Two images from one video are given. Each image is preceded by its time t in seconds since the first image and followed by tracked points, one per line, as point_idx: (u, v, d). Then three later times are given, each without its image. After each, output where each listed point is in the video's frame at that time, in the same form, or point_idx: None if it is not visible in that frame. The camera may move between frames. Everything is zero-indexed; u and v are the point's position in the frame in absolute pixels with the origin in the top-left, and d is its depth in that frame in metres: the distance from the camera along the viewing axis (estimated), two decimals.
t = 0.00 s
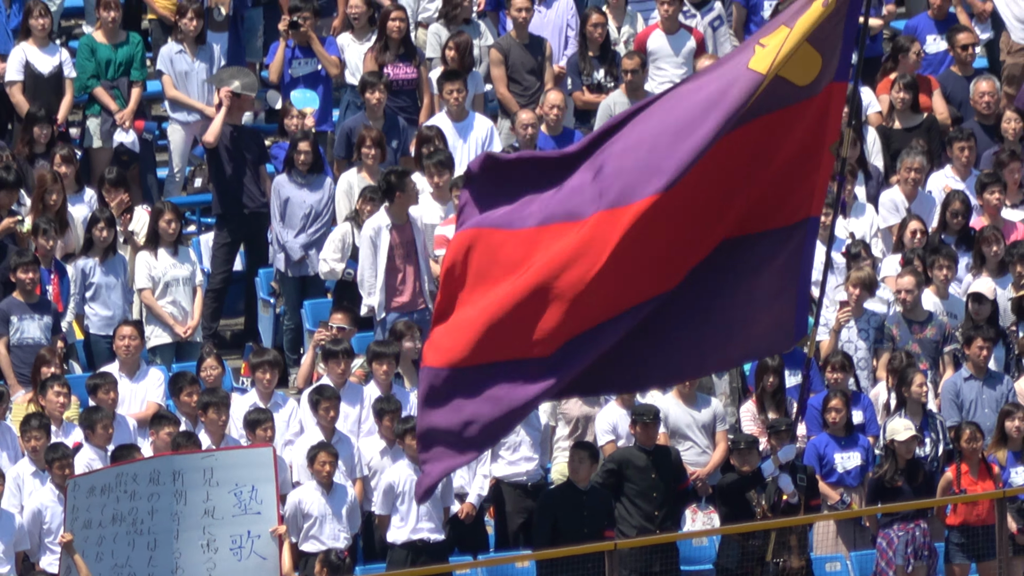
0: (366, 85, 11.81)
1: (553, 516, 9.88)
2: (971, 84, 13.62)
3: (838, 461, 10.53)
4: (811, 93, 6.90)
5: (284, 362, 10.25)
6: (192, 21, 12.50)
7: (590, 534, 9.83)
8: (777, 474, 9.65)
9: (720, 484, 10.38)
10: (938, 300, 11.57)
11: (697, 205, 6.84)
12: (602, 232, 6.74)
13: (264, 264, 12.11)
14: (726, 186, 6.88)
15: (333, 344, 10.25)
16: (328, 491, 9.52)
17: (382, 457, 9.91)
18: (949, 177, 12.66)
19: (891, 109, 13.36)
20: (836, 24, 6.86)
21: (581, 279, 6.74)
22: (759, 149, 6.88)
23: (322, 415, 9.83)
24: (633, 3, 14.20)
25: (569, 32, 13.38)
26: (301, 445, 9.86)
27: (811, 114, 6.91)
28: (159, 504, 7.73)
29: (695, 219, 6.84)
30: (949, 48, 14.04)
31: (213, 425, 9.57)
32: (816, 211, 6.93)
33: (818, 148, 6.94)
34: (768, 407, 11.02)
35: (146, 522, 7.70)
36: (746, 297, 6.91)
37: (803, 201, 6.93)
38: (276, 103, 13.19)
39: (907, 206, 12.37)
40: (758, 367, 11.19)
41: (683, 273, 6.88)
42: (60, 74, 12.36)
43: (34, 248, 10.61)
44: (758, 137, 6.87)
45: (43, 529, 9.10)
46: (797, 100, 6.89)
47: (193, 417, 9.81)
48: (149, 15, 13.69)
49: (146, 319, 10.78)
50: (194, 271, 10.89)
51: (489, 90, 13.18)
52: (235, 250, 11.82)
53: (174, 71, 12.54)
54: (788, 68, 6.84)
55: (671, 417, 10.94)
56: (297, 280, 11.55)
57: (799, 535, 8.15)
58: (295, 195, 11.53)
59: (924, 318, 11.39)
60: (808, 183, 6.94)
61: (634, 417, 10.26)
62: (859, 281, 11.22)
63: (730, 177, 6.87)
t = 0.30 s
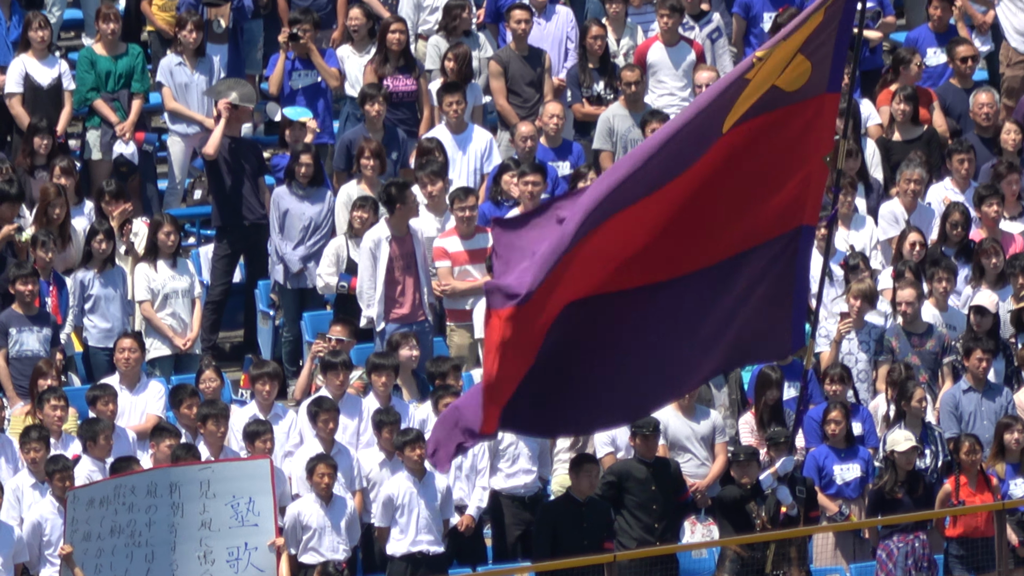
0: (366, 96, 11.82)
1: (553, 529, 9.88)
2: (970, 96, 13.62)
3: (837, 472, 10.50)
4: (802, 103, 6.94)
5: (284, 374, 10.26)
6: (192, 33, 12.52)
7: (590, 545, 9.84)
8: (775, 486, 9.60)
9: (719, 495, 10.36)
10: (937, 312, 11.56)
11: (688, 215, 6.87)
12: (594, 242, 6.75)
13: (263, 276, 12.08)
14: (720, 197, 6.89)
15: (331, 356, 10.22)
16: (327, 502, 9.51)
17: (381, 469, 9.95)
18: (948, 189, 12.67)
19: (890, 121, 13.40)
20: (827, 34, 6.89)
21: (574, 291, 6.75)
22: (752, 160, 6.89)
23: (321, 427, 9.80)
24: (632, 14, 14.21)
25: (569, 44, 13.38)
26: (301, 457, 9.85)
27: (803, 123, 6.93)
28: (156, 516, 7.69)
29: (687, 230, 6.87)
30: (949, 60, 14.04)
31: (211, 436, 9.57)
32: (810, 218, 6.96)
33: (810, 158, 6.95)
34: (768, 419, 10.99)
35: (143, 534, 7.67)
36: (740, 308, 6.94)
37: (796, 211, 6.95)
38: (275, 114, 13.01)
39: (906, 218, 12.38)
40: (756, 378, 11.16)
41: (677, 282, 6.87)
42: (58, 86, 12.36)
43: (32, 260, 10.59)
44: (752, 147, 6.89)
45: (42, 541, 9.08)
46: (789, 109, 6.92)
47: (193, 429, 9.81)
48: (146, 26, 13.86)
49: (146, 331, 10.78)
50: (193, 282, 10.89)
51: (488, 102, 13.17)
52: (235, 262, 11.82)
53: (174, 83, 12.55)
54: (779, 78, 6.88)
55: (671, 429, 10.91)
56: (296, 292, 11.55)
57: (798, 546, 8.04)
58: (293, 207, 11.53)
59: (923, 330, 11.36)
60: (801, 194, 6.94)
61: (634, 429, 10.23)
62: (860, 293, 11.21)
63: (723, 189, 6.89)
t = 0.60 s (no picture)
0: (376, 111, 11.84)
1: (565, 545, 9.83)
2: (981, 110, 13.59)
3: (847, 487, 10.43)
4: (800, 111, 6.47)
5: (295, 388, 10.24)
6: (202, 47, 12.53)
7: (601, 560, 9.83)
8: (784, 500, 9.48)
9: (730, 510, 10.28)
10: (948, 326, 11.51)
11: (672, 225, 6.48)
12: (565, 251, 6.44)
13: (274, 290, 12.07)
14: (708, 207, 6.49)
15: (342, 371, 10.22)
16: (337, 517, 9.49)
17: (392, 484, 9.93)
18: (958, 204, 12.66)
19: (901, 135, 13.39)
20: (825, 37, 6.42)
21: (537, 307, 6.40)
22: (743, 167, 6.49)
23: (331, 441, 9.78)
24: (643, 29, 14.21)
25: (580, 59, 13.36)
26: (311, 472, 9.83)
27: (801, 133, 6.48)
28: (169, 531, 7.70)
29: (663, 241, 6.48)
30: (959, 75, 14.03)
31: (222, 451, 9.55)
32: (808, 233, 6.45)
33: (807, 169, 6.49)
34: (778, 435, 10.93)
35: (157, 549, 7.69)
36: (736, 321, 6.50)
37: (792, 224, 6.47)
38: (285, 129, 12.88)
39: (916, 233, 12.37)
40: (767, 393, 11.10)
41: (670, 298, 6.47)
42: (69, 100, 12.39)
43: (43, 275, 10.65)
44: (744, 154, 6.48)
45: (53, 556, 9.06)
46: (785, 118, 6.47)
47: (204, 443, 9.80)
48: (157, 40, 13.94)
49: (157, 344, 10.76)
50: (204, 297, 10.90)
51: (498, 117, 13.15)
52: (245, 276, 11.82)
53: (184, 97, 12.60)
54: (771, 85, 6.46)
55: (681, 444, 10.82)
56: (307, 307, 11.55)
57: (809, 562, 7.88)
58: (304, 221, 11.54)
59: (936, 342, 11.32)
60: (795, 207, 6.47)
61: (645, 443, 10.20)
62: (871, 307, 11.21)
63: (711, 198, 6.50)
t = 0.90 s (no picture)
0: (391, 122, 11.84)
1: (580, 556, 9.80)
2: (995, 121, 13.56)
3: (862, 498, 10.36)
4: (809, 116, 5.91)
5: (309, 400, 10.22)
6: (215, 59, 12.56)
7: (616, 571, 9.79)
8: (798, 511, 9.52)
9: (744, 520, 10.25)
10: (961, 336, 11.46)
11: (668, 238, 5.95)
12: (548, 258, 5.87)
13: (287, 302, 12.09)
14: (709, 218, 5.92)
15: (358, 383, 10.18)
16: (353, 528, 9.47)
17: (406, 495, 9.92)
18: (972, 215, 12.64)
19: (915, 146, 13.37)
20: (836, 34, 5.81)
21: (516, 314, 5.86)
22: (746, 173, 5.91)
23: (346, 453, 9.76)
24: (656, 40, 14.22)
25: (594, 71, 13.36)
26: (325, 484, 9.79)
27: (811, 139, 5.91)
28: (185, 543, 7.65)
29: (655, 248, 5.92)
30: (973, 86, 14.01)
31: (236, 462, 9.53)
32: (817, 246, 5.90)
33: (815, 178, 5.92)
34: (793, 446, 10.88)
35: (173, 561, 7.63)
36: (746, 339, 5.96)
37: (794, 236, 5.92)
38: (298, 141, 12.86)
39: (930, 244, 12.37)
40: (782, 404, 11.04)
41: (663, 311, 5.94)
42: (83, 112, 12.43)
43: (57, 287, 10.66)
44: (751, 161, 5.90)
45: (67, 568, 9.05)
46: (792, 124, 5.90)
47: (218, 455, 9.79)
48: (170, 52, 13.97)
49: (170, 356, 10.76)
50: (218, 309, 10.92)
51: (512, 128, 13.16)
52: (260, 287, 11.83)
53: (198, 108, 12.61)
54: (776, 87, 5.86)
55: (695, 455, 10.77)
56: (320, 318, 11.52)
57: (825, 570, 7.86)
58: (318, 233, 11.55)
59: (951, 353, 11.28)
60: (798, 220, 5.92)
61: (659, 454, 10.16)
62: (881, 319, 11.14)
63: (709, 202, 5.92)
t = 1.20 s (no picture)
0: (406, 139, 11.85)
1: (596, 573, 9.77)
2: (1010, 138, 13.53)
3: (876, 515, 10.34)
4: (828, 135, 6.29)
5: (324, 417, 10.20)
6: (230, 76, 12.59)
7: None
8: (812, 527, 9.38)
9: (759, 537, 10.18)
10: (976, 354, 11.44)
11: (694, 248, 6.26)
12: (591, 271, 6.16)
13: (301, 319, 12.09)
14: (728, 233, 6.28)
15: (374, 400, 10.18)
16: (367, 544, 9.45)
17: (421, 511, 9.91)
18: (986, 232, 12.61)
19: (929, 163, 13.34)
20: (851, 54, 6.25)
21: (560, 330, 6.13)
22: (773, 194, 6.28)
23: (360, 470, 9.75)
24: (672, 57, 14.18)
25: (611, 88, 13.39)
26: (339, 500, 9.77)
27: (831, 154, 6.28)
28: (200, 562, 7.27)
29: (687, 265, 6.26)
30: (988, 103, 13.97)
31: (250, 479, 9.53)
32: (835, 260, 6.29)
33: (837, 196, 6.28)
34: (809, 463, 10.84)
35: None
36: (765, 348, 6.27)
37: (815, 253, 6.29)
38: (314, 158, 13.01)
39: (945, 261, 12.36)
40: (796, 421, 11.03)
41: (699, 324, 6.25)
42: (97, 128, 12.45)
43: (71, 303, 10.67)
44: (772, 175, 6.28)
45: None
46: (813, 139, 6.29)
47: (232, 471, 9.79)
48: (187, 70, 14.02)
49: (185, 373, 10.81)
50: (232, 326, 10.98)
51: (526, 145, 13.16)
52: (274, 302, 11.81)
53: (213, 125, 12.62)
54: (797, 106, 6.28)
55: (709, 472, 10.72)
56: (335, 334, 11.55)
57: None
58: (332, 250, 11.59)
59: (966, 370, 11.22)
60: (821, 235, 6.28)
61: (673, 472, 10.09)
62: (895, 337, 11.11)
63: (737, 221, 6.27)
